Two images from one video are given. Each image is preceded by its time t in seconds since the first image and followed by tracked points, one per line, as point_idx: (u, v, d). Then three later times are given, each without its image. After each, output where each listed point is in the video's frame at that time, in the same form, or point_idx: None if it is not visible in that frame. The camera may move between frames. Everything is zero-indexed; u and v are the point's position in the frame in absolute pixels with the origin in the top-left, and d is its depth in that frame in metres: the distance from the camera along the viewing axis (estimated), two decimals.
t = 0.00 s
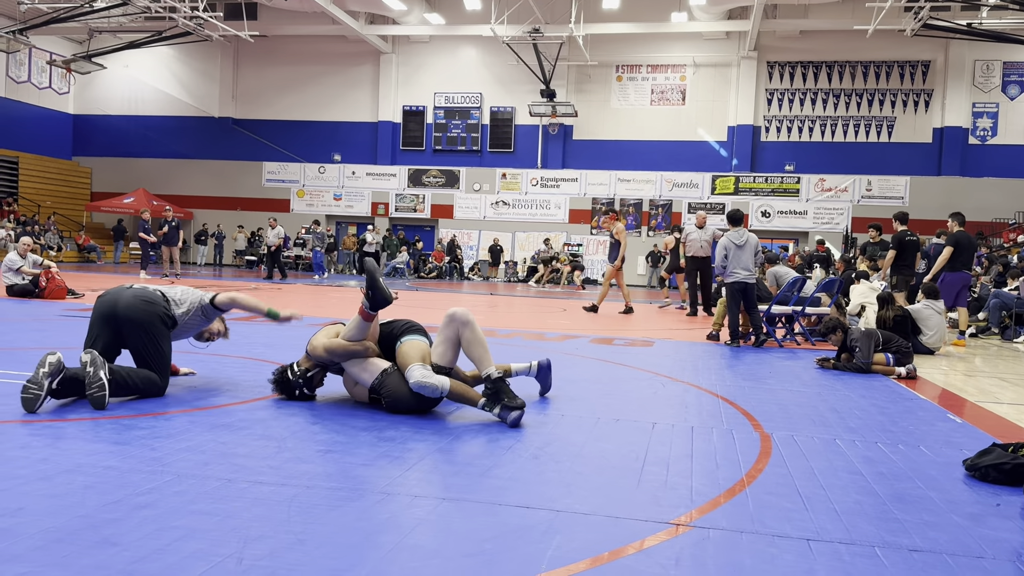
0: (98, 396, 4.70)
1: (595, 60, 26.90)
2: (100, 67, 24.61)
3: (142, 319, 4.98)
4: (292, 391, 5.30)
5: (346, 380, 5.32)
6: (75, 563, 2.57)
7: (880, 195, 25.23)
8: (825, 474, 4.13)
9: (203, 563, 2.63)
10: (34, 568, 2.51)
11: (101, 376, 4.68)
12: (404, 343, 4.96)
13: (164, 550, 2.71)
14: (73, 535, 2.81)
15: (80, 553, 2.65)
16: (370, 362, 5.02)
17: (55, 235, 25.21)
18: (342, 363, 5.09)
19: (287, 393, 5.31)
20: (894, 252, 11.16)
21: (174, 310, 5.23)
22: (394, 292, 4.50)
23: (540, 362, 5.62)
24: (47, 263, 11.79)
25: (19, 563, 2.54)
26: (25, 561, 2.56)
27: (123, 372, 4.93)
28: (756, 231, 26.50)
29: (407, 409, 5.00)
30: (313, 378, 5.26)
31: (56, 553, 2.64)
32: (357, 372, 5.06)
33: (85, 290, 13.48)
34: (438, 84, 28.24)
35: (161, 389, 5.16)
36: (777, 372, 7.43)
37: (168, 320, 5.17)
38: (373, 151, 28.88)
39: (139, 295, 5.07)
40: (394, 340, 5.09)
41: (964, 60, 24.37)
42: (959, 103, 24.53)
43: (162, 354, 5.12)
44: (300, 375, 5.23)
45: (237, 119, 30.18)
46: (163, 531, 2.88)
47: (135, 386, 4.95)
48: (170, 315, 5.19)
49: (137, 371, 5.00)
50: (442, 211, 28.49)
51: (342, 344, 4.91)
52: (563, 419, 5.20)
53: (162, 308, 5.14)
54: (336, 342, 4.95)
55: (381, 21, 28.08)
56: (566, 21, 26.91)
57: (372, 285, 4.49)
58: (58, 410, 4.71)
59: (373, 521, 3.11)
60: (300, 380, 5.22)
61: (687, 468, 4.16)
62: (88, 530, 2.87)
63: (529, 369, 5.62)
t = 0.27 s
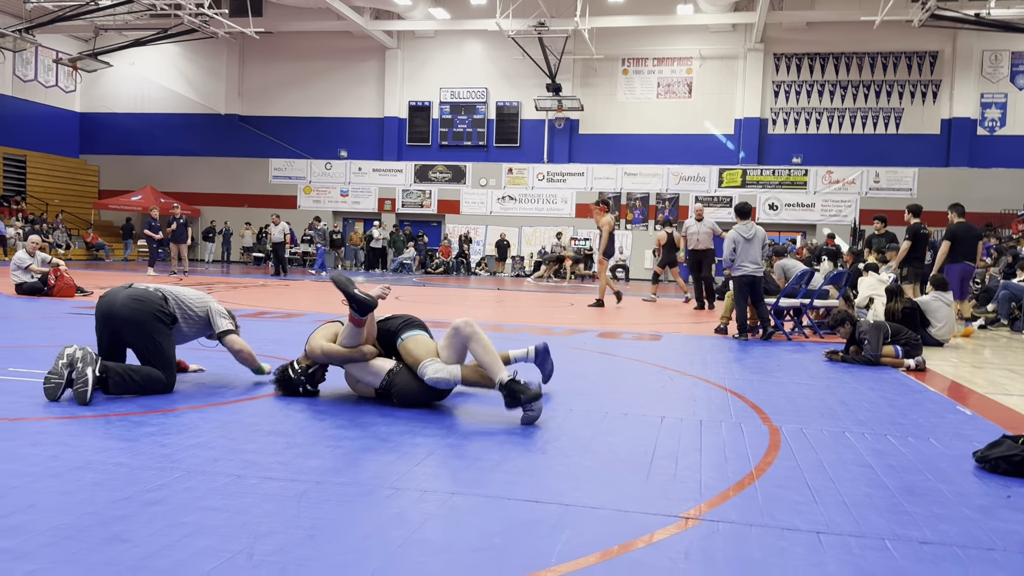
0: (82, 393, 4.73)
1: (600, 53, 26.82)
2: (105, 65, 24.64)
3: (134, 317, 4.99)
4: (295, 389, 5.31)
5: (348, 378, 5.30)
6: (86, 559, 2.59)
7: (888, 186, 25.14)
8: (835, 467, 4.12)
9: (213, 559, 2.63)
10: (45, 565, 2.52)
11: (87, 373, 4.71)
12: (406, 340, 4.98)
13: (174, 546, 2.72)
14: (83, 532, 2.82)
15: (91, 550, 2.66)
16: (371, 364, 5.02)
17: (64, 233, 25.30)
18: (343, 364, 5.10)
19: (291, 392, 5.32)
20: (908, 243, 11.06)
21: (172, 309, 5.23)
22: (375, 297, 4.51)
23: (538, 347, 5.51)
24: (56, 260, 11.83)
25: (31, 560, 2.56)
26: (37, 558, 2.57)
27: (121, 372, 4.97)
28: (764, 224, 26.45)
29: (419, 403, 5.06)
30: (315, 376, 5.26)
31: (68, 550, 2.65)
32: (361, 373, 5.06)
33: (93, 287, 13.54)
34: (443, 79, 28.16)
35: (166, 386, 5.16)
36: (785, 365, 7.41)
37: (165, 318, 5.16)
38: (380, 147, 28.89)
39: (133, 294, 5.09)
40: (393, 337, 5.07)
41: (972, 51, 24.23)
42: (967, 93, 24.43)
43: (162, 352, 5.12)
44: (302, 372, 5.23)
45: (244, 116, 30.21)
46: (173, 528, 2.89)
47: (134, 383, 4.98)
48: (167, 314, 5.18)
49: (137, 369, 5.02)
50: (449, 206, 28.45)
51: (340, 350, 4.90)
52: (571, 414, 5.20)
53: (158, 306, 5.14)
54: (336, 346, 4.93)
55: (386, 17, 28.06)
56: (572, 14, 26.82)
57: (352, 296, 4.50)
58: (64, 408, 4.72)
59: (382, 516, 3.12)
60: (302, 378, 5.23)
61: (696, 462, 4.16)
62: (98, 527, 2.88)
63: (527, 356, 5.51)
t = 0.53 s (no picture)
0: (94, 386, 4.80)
1: (614, 42, 26.68)
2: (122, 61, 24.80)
3: (146, 313, 5.02)
4: (313, 379, 5.31)
5: (367, 368, 5.33)
6: (112, 549, 2.62)
7: (907, 173, 24.93)
8: (855, 456, 4.09)
9: (236, 548, 2.66)
10: (72, 555, 2.56)
11: (96, 366, 4.78)
12: (424, 329, 4.99)
13: (197, 536, 2.74)
14: (109, 522, 2.85)
15: (118, 539, 2.70)
16: (390, 351, 5.05)
17: (83, 228, 25.58)
18: (361, 353, 5.11)
19: (308, 382, 5.33)
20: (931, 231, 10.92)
21: (185, 302, 5.26)
22: (398, 281, 4.53)
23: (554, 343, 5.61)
24: (76, 255, 11.93)
25: (58, 550, 2.59)
26: (65, 547, 2.61)
27: (137, 365, 5.03)
28: (780, 212, 26.30)
29: (435, 393, 5.03)
30: (333, 368, 5.27)
31: (95, 540, 2.69)
32: (379, 362, 5.08)
33: (112, 282, 13.67)
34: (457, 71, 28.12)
35: (184, 377, 5.21)
36: (803, 355, 7.37)
37: (177, 311, 5.19)
38: (394, 140, 28.95)
39: (145, 288, 5.13)
40: (412, 326, 5.08)
41: (992, 35, 23.89)
42: (987, 78, 24.11)
43: (177, 344, 5.16)
44: (321, 364, 5.26)
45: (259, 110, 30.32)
46: (196, 518, 2.92)
47: (150, 376, 5.04)
48: (178, 307, 5.20)
49: (153, 362, 5.08)
50: (463, 198, 28.52)
51: (360, 335, 4.93)
52: (588, 404, 5.20)
53: (170, 300, 5.17)
54: (354, 332, 4.97)
55: (399, 9, 28.02)
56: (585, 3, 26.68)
57: (376, 280, 4.52)
58: (85, 400, 4.77)
59: (402, 505, 3.14)
60: (320, 370, 5.25)
61: (715, 451, 4.14)
62: (123, 516, 2.91)
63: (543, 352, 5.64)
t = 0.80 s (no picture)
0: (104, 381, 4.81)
1: (620, 35, 26.59)
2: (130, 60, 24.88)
3: (156, 309, 5.05)
4: (323, 373, 5.32)
5: (378, 362, 5.33)
6: (122, 545, 2.63)
7: (916, 165, 24.79)
8: (864, 449, 4.08)
9: (246, 544, 2.66)
10: (84, 551, 2.57)
11: (107, 363, 4.78)
12: (437, 324, 5.00)
13: (207, 532, 2.75)
14: (120, 518, 2.86)
15: (128, 536, 2.71)
16: (403, 344, 5.05)
17: (93, 226, 25.75)
18: (374, 347, 5.11)
19: (318, 376, 5.34)
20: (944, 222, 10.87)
21: (194, 299, 5.27)
22: (419, 274, 4.53)
23: (566, 335, 5.54)
24: (85, 253, 11.98)
25: (70, 547, 2.60)
26: (77, 544, 2.62)
27: (147, 362, 5.04)
28: (789, 205, 26.24)
29: (447, 389, 5.05)
30: (344, 363, 5.27)
31: (106, 537, 2.70)
32: (392, 356, 5.08)
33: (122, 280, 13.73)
34: (463, 66, 28.07)
35: (195, 374, 5.22)
36: (812, 348, 7.34)
37: (186, 307, 5.21)
38: (400, 136, 28.94)
39: (154, 285, 5.16)
40: (423, 322, 5.09)
41: (1002, 24, 23.71)
42: (997, 68, 23.95)
43: (187, 341, 5.18)
44: (332, 357, 5.26)
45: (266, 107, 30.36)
46: (206, 514, 2.93)
47: (161, 372, 5.06)
48: (188, 304, 5.22)
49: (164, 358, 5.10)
50: (470, 193, 28.53)
51: (373, 328, 4.94)
52: (598, 399, 5.19)
53: (179, 296, 5.19)
54: (368, 326, 4.97)
55: (404, 4, 27.99)
56: None
57: (396, 270, 4.53)
58: (96, 398, 4.77)
59: (412, 500, 3.14)
60: (331, 364, 5.25)
61: (724, 445, 4.13)
62: (133, 513, 2.92)
63: (555, 343, 5.56)
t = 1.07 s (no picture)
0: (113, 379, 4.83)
1: (627, 29, 26.52)
2: (137, 58, 24.92)
3: (164, 307, 5.06)
4: (334, 370, 5.34)
5: (389, 356, 5.33)
6: (134, 542, 2.64)
7: (925, 156, 24.70)
8: (873, 442, 4.07)
9: (256, 541, 2.67)
10: (96, 547, 2.58)
11: (116, 361, 4.79)
12: (449, 319, 5.02)
13: (218, 529, 2.76)
14: (131, 515, 2.87)
15: (140, 532, 2.72)
16: (414, 339, 5.04)
17: (101, 224, 25.84)
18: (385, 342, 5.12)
19: (329, 371, 5.35)
20: (956, 214, 10.80)
21: (203, 296, 5.27)
22: (434, 269, 4.52)
23: (575, 326, 5.52)
24: (94, 251, 12.02)
25: (82, 543, 2.62)
26: (88, 540, 2.63)
27: (156, 358, 5.05)
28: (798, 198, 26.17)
29: (458, 385, 5.06)
30: (355, 359, 5.29)
31: (117, 533, 2.71)
32: (403, 352, 5.08)
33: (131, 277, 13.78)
34: (469, 61, 28.04)
35: (205, 371, 5.23)
36: (822, 341, 7.32)
37: (194, 305, 5.21)
38: (407, 132, 28.95)
39: (162, 283, 5.16)
40: (435, 317, 5.10)
41: (1010, 14, 23.58)
42: (1006, 59, 23.82)
43: (196, 337, 5.18)
44: (344, 353, 5.27)
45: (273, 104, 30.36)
46: (217, 510, 2.94)
47: (170, 370, 5.07)
48: (197, 301, 5.22)
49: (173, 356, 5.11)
50: (477, 188, 28.56)
51: (386, 322, 4.94)
52: (606, 393, 5.19)
53: (188, 294, 5.19)
54: (380, 321, 4.98)
55: None
56: None
57: (413, 264, 4.54)
58: (106, 395, 4.78)
59: (421, 496, 3.14)
60: (343, 360, 5.27)
61: (732, 439, 4.12)
62: (144, 509, 2.93)
63: (563, 336, 5.54)
